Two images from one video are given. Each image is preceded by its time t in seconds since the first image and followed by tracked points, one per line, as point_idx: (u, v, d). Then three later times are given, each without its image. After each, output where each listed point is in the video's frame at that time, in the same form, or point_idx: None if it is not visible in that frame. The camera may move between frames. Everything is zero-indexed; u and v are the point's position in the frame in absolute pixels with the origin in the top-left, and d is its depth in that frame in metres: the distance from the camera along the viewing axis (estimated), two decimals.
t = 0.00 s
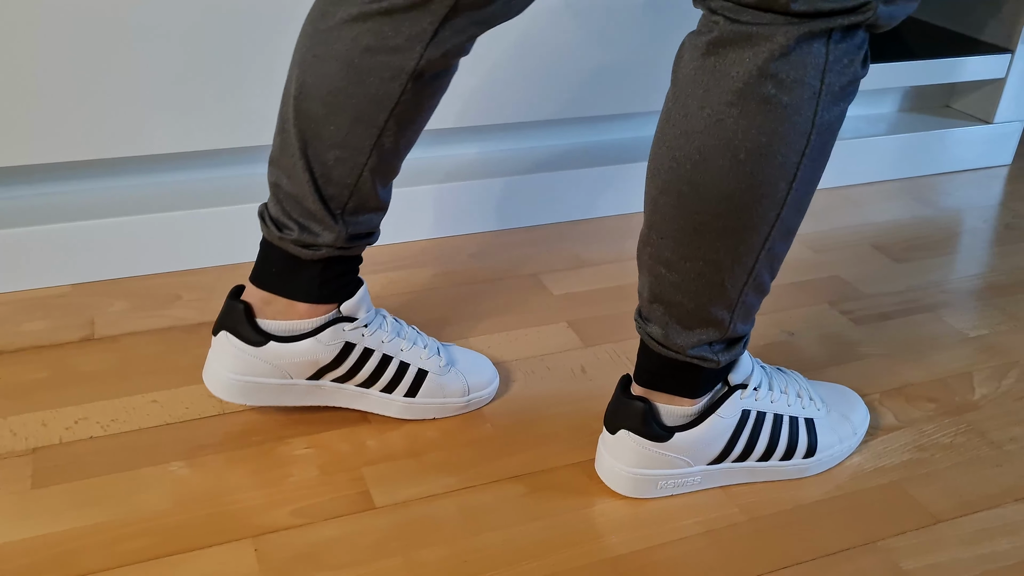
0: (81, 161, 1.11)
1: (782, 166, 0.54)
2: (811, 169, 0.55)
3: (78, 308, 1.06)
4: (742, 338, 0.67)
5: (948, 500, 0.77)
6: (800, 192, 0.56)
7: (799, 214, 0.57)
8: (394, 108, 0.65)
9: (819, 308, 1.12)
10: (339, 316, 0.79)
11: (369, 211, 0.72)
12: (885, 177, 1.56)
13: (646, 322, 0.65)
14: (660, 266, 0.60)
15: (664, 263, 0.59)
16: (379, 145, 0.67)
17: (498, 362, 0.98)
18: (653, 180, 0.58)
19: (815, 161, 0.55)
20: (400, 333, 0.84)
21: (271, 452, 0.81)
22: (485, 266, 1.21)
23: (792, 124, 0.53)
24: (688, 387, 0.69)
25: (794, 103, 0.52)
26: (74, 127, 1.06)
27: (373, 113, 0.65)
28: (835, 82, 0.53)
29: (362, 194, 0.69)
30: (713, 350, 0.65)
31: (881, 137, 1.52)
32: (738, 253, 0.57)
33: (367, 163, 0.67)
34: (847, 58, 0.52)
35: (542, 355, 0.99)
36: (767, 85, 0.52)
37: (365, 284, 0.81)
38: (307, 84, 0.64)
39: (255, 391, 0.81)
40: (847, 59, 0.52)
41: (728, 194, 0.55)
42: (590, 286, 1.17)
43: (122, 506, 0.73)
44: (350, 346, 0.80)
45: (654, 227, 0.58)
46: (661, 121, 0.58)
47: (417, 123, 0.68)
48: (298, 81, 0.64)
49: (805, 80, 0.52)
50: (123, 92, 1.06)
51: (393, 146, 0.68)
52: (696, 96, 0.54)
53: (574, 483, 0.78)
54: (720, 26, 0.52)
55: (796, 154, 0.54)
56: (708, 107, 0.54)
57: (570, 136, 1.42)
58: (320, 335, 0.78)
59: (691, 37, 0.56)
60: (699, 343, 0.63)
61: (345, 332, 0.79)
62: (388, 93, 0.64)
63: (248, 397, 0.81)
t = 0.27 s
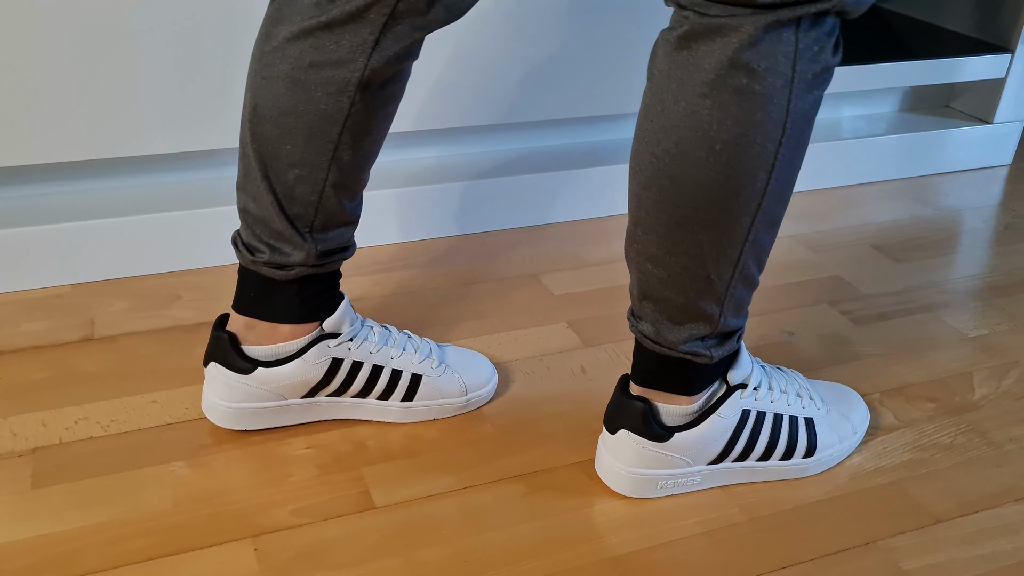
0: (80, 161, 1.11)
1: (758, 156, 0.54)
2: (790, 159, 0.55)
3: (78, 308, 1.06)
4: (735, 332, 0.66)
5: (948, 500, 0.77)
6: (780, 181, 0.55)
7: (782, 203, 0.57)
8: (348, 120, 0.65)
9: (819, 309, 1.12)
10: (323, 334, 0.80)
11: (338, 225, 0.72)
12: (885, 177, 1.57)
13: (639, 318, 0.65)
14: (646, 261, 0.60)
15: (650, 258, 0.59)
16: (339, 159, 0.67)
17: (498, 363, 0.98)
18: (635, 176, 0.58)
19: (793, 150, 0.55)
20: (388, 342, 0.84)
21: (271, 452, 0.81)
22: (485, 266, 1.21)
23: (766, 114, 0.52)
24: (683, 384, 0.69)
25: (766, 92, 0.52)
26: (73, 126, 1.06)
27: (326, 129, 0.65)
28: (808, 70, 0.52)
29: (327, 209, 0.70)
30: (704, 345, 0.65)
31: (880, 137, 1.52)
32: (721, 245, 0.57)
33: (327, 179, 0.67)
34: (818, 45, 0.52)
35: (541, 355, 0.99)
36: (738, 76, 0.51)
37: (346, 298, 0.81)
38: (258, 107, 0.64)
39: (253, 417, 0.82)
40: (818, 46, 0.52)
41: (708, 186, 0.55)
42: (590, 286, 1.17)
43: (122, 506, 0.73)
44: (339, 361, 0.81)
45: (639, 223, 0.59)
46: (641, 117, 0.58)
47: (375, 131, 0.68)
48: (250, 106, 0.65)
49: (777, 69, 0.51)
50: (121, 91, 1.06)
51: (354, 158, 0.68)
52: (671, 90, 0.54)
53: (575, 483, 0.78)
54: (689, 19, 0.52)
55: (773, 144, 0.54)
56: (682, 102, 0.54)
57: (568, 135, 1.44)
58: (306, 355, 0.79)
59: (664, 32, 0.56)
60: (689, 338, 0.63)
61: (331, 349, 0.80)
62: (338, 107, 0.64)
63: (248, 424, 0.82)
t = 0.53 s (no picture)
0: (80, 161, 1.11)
1: (713, 154, 0.53)
2: (746, 153, 0.55)
3: (78, 308, 1.06)
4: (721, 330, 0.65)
5: (948, 500, 0.77)
6: (741, 175, 0.55)
7: (746, 196, 0.57)
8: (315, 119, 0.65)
9: (819, 309, 1.12)
10: (319, 337, 0.80)
11: (319, 225, 0.72)
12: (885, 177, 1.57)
13: (623, 325, 0.65)
14: (619, 269, 0.60)
15: (621, 265, 0.59)
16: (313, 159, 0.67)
17: (499, 363, 0.98)
18: (596, 187, 0.58)
19: (748, 144, 0.54)
20: (385, 343, 0.84)
21: (271, 452, 0.81)
22: (485, 267, 1.21)
23: (713, 113, 0.52)
24: (675, 385, 0.69)
25: (711, 91, 0.52)
26: (73, 126, 1.06)
27: (296, 129, 0.65)
28: (750, 64, 0.52)
29: (306, 209, 0.70)
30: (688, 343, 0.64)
31: (881, 137, 1.52)
32: (688, 245, 0.57)
33: (303, 179, 0.68)
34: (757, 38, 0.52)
35: (542, 355, 0.99)
36: (678, 79, 0.51)
37: (339, 300, 0.81)
38: (228, 113, 0.65)
39: (254, 423, 0.82)
40: (757, 39, 0.52)
41: (667, 189, 0.55)
42: (590, 286, 1.17)
43: (122, 506, 0.73)
44: (337, 363, 0.81)
45: (606, 232, 0.59)
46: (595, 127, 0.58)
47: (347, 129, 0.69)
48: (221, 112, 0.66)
49: (718, 67, 0.51)
50: (122, 91, 1.06)
51: (327, 157, 0.68)
52: (617, 99, 0.54)
53: (575, 482, 0.78)
54: (625, 27, 0.52)
55: (725, 141, 0.53)
56: (629, 108, 0.54)
57: (568, 136, 1.44)
58: (303, 358, 0.79)
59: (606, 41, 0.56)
60: (674, 339, 0.63)
61: (327, 352, 0.80)
62: (305, 107, 0.65)
63: (249, 429, 0.82)
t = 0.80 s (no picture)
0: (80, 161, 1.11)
1: (659, 160, 0.53)
2: (696, 154, 0.54)
3: (78, 308, 1.06)
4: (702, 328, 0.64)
5: (948, 500, 0.77)
6: (695, 176, 0.54)
7: (706, 195, 0.55)
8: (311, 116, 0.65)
9: (819, 309, 1.12)
10: (318, 337, 0.80)
11: (316, 224, 0.72)
12: (885, 176, 1.57)
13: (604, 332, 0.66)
14: (589, 278, 0.60)
15: (590, 274, 0.60)
16: (308, 158, 0.67)
17: (499, 363, 0.98)
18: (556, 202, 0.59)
19: (698, 143, 0.53)
20: (385, 344, 0.84)
21: (271, 451, 0.81)
22: (485, 268, 1.21)
23: (651, 120, 0.52)
24: (666, 382, 0.69)
25: (645, 98, 0.51)
26: (74, 125, 1.06)
27: (289, 129, 0.65)
28: (685, 66, 0.51)
29: (303, 209, 0.70)
30: (667, 347, 0.64)
31: (881, 136, 1.52)
32: (651, 250, 0.56)
33: (298, 177, 0.68)
34: (687, 38, 0.50)
35: (542, 355, 0.99)
36: (613, 89, 0.51)
37: (338, 301, 0.81)
38: (223, 114, 0.65)
39: (254, 424, 0.82)
40: (688, 39, 0.50)
41: (618, 199, 0.54)
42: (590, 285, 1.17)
43: (122, 506, 0.73)
44: (336, 363, 0.81)
45: (572, 244, 0.59)
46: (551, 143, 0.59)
47: (343, 128, 0.69)
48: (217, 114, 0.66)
49: (649, 73, 0.51)
50: (122, 91, 1.06)
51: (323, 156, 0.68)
52: (559, 115, 0.54)
53: (575, 482, 0.78)
54: (557, 43, 0.52)
55: (669, 146, 0.53)
56: (572, 123, 0.54)
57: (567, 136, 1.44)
58: (302, 359, 0.79)
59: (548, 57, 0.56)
60: (655, 343, 0.63)
61: (327, 352, 0.80)
62: (299, 105, 0.65)
63: (249, 430, 0.82)
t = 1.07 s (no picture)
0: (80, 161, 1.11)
1: (627, 148, 0.53)
2: (666, 144, 0.53)
3: (78, 308, 1.06)
4: (676, 326, 0.64)
5: (947, 500, 0.77)
6: (665, 168, 0.54)
7: (679, 188, 0.55)
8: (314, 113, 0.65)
9: (819, 309, 1.12)
10: (318, 337, 0.80)
11: (319, 223, 0.72)
12: (885, 176, 1.57)
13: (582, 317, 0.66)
14: (564, 262, 0.61)
15: (565, 259, 0.60)
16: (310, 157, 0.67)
17: (499, 363, 0.98)
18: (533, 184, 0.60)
19: (668, 135, 0.53)
20: (385, 343, 0.84)
21: (271, 451, 0.81)
22: (485, 268, 1.21)
23: (618, 106, 0.51)
24: (646, 379, 0.69)
25: (613, 84, 0.51)
26: (74, 125, 1.06)
27: (292, 127, 0.65)
28: (657, 53, 0.50)
29: (305, 207, 0.70)
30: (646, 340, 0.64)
31: (881, 136, 1.52)
32: (621, 241, 0.56)
33: (300, 176, 0.68)
34: (659, 26, 0.50)
35: (542, 355, 0.99)
36: (582, 73, 0.51)
37: (338, 300, 0.81)
38: (224, 114, 0.65)
39: (254, 424, 0.82)
40: (660, 27, 0.50)
41: (586, 185, 0.55)
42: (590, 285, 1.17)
43: (122, 506, 0.73)
44: (336, 363, 0.81)
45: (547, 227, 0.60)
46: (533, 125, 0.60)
47: (346, 126, 0.69)
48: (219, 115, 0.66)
49: (618, 60, 0.50)
50: (122, 91, 1.06)
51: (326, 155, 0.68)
52: (534, 98, 0.55)
53: (575, 482, 0.78)
54: (534, 25, 0.53)
55: (637, 135, 0.52)
56: (544, 105, 0.54)
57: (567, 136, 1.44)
58: (302, 359, 0.79)
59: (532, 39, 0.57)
60: (627, 334, 0.63)
61: (327, 352, 0.80)
62: (301, 103, 0.65)
63: (249, 430, 0.83)
